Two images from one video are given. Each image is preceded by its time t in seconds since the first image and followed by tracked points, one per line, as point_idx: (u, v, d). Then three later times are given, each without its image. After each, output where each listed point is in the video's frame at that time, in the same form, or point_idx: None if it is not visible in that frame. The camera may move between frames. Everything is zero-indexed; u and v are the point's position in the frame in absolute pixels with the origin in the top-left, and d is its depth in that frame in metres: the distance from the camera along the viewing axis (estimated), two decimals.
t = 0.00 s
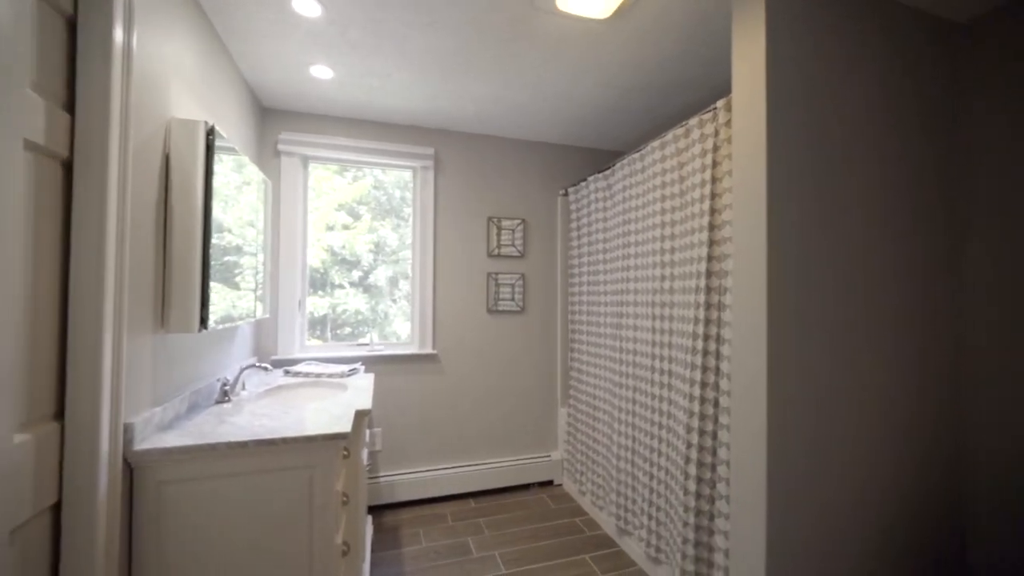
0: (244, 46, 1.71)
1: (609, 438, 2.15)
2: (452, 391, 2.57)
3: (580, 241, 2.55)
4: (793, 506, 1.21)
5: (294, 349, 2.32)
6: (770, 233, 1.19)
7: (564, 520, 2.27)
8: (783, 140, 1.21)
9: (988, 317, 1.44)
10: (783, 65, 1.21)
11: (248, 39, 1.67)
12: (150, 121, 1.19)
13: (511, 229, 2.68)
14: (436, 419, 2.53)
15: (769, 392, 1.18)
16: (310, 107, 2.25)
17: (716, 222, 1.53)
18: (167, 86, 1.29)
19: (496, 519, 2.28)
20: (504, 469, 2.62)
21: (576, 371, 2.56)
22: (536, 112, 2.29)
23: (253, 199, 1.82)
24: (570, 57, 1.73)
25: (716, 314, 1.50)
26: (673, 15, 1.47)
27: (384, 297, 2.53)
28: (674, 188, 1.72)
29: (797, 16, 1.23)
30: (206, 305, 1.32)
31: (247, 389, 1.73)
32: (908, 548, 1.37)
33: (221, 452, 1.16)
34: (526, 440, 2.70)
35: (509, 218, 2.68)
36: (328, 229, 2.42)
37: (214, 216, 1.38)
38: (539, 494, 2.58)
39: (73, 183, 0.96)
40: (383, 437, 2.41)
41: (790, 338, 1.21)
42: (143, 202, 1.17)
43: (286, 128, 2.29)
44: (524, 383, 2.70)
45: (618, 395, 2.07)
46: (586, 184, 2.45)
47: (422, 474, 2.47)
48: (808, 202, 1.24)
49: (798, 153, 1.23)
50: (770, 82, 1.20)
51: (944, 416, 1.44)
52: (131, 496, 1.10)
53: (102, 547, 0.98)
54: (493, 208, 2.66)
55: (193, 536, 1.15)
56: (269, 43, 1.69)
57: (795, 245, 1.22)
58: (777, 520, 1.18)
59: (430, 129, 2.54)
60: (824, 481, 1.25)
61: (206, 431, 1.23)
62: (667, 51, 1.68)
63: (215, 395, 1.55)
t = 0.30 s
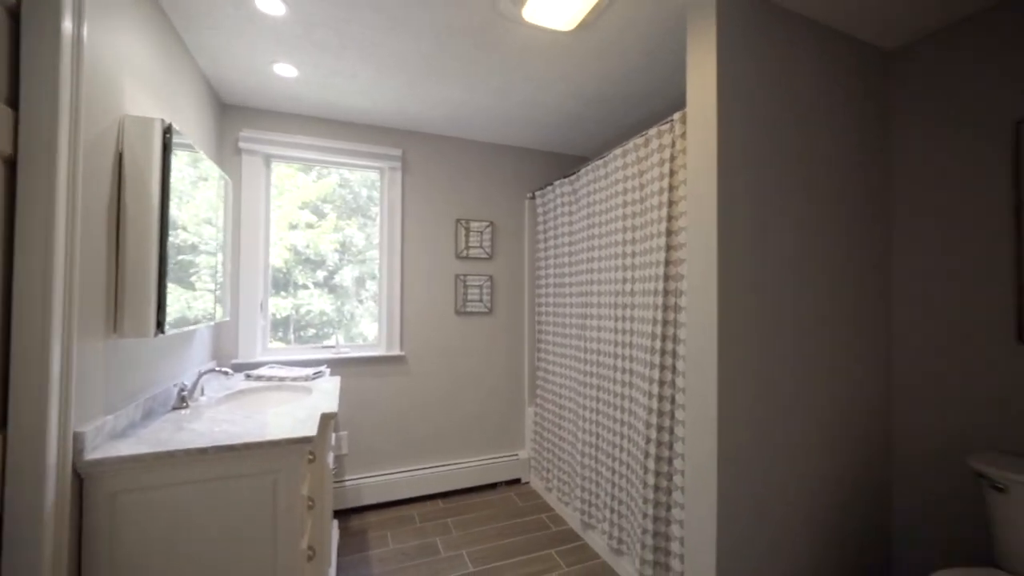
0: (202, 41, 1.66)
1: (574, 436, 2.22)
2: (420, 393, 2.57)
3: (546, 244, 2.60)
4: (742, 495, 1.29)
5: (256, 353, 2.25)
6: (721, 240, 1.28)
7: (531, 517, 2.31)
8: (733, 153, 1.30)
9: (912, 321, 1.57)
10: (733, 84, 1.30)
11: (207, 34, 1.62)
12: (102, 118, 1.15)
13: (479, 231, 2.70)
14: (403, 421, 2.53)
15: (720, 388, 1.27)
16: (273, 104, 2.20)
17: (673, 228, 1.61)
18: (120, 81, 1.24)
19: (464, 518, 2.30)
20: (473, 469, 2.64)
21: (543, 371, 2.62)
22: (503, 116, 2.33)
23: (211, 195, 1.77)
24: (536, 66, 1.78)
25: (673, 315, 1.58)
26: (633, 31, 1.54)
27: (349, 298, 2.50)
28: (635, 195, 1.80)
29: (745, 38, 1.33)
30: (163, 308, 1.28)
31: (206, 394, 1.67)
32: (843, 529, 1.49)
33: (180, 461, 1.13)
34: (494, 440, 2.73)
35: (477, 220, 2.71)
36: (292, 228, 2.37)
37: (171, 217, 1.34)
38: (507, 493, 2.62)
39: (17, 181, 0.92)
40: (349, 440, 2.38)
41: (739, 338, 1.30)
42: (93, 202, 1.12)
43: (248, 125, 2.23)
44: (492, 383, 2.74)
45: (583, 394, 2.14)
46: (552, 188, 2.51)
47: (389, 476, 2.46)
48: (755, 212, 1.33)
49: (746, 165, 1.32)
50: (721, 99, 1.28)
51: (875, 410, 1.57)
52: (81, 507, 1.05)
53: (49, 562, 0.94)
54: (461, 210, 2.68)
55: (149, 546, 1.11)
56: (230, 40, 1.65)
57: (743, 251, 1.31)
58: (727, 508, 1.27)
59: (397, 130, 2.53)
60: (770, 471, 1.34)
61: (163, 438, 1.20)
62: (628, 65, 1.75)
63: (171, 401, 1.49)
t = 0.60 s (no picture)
0: (162, 37, 1.62)
1: (541, 434, 2.28)
2: (388, 395, 2.57)
3: (515, 247, 2.65)
4: (695, 486, 1.39)
5: (217, 357, 2.19)
6: (676, 248, 1.37)
7: (499, 515, 2.36)
8: (687, 167, 1.39)
9: (847, 322, 1.71)
10: (687, 102, 1.40)
11: (167, 32, 1.58)
12: (55, 118, 1.11)
13: (448, 233, 2.73)
14: (371, 424, 2.52)
15: (675, 387, 1.35)
16: (235, 102, 2.15)
17: (633, 235, 1.70)
18: (74, 78, 1.20)
19: (433, 519, 2.32)
20: (441, 470, 2.66)
21: (511, 371, 2.67)
22: (472, 122, 2.37)
23: (166, 191, 1.67)
24: (504, 75, 1.83)
25: (633, 318, 1.67)
26: (595, 47, 1.61)
27: (315, 299, 2.47)
28: (598, 202, 1.88)
29: (698, 61, 1.43)
30: (120, 313, 1.25)
31: (165, 400, 1.63)
32: (787, 514, 1.62)
33: (140, 470, 1.11)
34: (462, 440, 2.76)
35: (446, 223, 2.74)
36: (253, 226, 2.31)
37: (129, 219, 1.30)
38: (476, 492, 2.66)
39: None
40: (315, 444, 2.36)
41: (693, 340, 1.39)
42: (45, 204, 1.08)
43: (208, 123, 2.16)
44: (460, 385, 2.77)
45: (550, 393, 2.20)
46: (520, 193, 2.57)
47: (357, 479, 2.45)
48: (707, 222, 1.43)
49: (700, 178, 1.42)
50: (676, 116, 1.38)
51: (814, 404, 1.71)
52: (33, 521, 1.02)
53: None
54: (430, 212, 2.70)
55: (107, 559, 1.08)
56: (192, 37, 1.61)
57: (697, 258, 1.41)
58: (681, 499, 1.36)
59: (365, 132, 2.52)
60: (720, 462, 1.44)
61: (122, 447, 1.17)
62: (592, 78, 1.83)
63: (128, 409, 1.45)
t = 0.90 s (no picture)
0: (118, 35, 1.57)
1: (508, 433, 2.34)
2: (355, 398, 2.56)
3: (482, 250, 2.71)
4: (649, 477, 1.49)
5: (176, 362, 2.14)
6: (632, 255, 1.46)
7: (467, 513, 2.41)
8: (642, 179, 1.49)
9: (786, 323, 1.87)
10: (642, 118, 1.49)
11: (124, 29, 1.54)
12: (4, 118, 1.08)
13: (416, 236, 2.75)
14: (338, 427, 2.51)
15: (630, 385, 1.45)
16: (195, 101, 2.10)
17: (594, 241, 1.79)
18: (25, 77, 1.17)
19: (400, 519, 2.34)
20: (409, 471, 2.68)
21: (479, 372, 2.72)
22: (440, 128, 2.41)
23: (114, 186, 1.48)
24: (470, 84, 1.88)
25: (594, 320, 1.76)
26: (558, 62, 1.69)
27: (279, 301, 2.44)
28: (562, 208, 1.96)
29: (652, 80, 1.53)
30: (76, 320, 1.22)
31: (121, 406, 1.59)
32: (733, 501, 1.75)
33: (98, 477, 1.10)
34: (430, 441, 2.79)
35: (414, 225, 2.76)
36: (211, 224, 2.25)
37: (85, 222, 1.28)
38: (444, 492, 2.69)
39: None
40: (280, 449, 2.33)
41: (647, 341, 1.49)
42: None
43: (166, 121, 2.10)
44: (428, 386, 2.80)
45: (516, 393, 2.27)
46: (487, 198, 2.63)
47: (322, 483, 2.43)
48: (661, 230, 1.53)
49: (653, 190, 1.52)
50: (632, 131, 1.47)
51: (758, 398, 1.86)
52: None
53: None
54: (398, 215, 2.72)
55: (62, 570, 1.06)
56: (151, 36, 1.58)
57: (651, 264, 1.51)
58: (636, 489, 1.45)
59: (331, 134, 2.51)
60: (672, 455, 1.55)
61: (78, 455, 1.15)
62: (556, 90, 1.91)
63: (82, 416, 1.41)
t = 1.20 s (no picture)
0: (64, 26, 1.51)
1: (473, 431, 2.39)
2: (318, 400, 2.54)
3: (448, 251, 2.74)
4: (605, 469, 1.57)
5: (127, 366, 2.06)
6: (589, 258, 1.54)
7: (433, 512, 2.44)
8: (599, 186, 1.57)
9: (732, 322, 2.00)
10: (599, 129, 1.57)
11: (69, 19, 1.47)
12: None
13: (382, 237, 2.75)
14: (301, 430, 2.48)
15: (588, 382, 1.52)
16: (148, 95, 2.03)
17: (555, 244, 1.86)
18: None
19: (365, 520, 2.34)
20: (375, 472, 2.68)
21: (445, 372, 2.75)
22: (406, 130, 2.43)
23: (52, 179, 1.41)
24: (435, 89, 1.90)
25: (555, 320, 1.83)
26: (520, 71, 1.75)
27: (239, 301, 2.39)
28: (525, 212, 2.02)
29: (609, 92, 1.61)
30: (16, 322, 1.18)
31: (67, 413, 1.52)
32: (684, 489, 1.86)
33: (46, 486, 1.06)
34: (396, 442, 2.80)
35: (380, 226, 2.76)
36: (165, 221, 2.18)
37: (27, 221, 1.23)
38: (409, 491, 2.71)
39: None
40: (240, 453, 2.28)
41: (604, 340, 1.57)
42: None
43: (115, 115, 2.02)
44: (394, 387, 2.80)
45: (481, 392, 2.32)
46: (453, 200, 2.66)
47: (284, 486, 2.39)
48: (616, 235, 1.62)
49: (610, 197, 1.60)
50: (590, 141, 1.54)
51: (707, 393, 1.98)
52: None
53: None
54: (363, 216, 2.70)
55: None
56: (101, 29, 1.52)
57: (607, 268, 1.59)
58: (593, 481, 1.53)
59: (294, 133, 2.47)
60: (627, 447, 1.64)
61: (23, 463, 1.11)
62: (519, 98, 1.97)
63: (23, 424, 1.35)
